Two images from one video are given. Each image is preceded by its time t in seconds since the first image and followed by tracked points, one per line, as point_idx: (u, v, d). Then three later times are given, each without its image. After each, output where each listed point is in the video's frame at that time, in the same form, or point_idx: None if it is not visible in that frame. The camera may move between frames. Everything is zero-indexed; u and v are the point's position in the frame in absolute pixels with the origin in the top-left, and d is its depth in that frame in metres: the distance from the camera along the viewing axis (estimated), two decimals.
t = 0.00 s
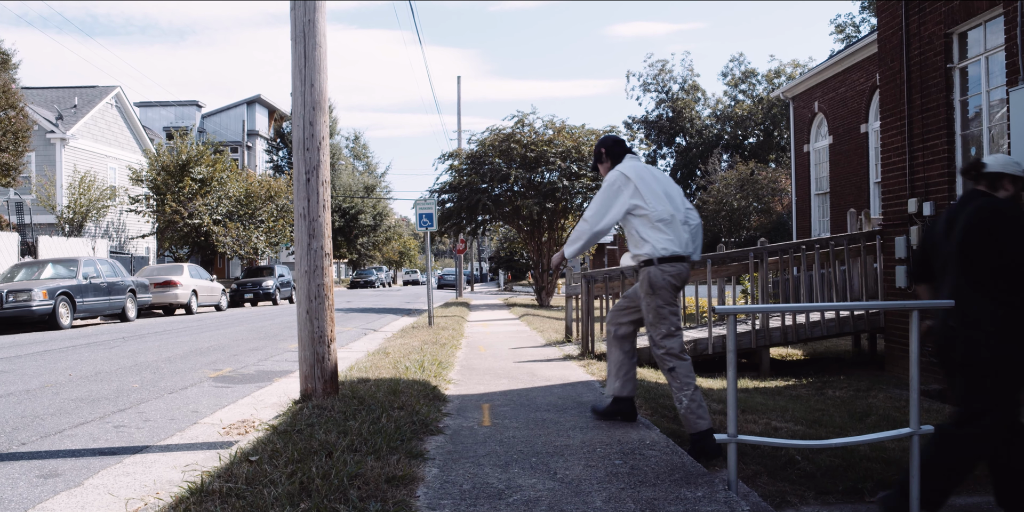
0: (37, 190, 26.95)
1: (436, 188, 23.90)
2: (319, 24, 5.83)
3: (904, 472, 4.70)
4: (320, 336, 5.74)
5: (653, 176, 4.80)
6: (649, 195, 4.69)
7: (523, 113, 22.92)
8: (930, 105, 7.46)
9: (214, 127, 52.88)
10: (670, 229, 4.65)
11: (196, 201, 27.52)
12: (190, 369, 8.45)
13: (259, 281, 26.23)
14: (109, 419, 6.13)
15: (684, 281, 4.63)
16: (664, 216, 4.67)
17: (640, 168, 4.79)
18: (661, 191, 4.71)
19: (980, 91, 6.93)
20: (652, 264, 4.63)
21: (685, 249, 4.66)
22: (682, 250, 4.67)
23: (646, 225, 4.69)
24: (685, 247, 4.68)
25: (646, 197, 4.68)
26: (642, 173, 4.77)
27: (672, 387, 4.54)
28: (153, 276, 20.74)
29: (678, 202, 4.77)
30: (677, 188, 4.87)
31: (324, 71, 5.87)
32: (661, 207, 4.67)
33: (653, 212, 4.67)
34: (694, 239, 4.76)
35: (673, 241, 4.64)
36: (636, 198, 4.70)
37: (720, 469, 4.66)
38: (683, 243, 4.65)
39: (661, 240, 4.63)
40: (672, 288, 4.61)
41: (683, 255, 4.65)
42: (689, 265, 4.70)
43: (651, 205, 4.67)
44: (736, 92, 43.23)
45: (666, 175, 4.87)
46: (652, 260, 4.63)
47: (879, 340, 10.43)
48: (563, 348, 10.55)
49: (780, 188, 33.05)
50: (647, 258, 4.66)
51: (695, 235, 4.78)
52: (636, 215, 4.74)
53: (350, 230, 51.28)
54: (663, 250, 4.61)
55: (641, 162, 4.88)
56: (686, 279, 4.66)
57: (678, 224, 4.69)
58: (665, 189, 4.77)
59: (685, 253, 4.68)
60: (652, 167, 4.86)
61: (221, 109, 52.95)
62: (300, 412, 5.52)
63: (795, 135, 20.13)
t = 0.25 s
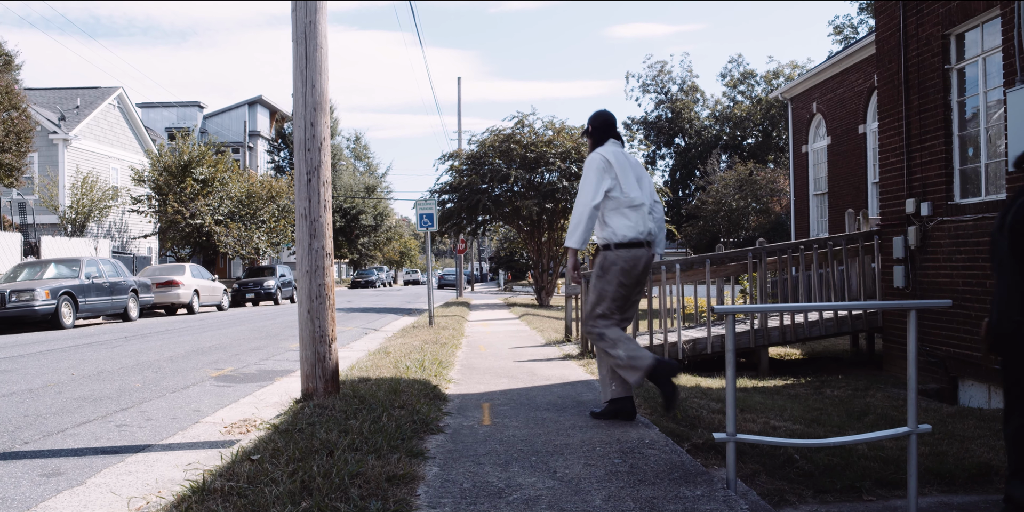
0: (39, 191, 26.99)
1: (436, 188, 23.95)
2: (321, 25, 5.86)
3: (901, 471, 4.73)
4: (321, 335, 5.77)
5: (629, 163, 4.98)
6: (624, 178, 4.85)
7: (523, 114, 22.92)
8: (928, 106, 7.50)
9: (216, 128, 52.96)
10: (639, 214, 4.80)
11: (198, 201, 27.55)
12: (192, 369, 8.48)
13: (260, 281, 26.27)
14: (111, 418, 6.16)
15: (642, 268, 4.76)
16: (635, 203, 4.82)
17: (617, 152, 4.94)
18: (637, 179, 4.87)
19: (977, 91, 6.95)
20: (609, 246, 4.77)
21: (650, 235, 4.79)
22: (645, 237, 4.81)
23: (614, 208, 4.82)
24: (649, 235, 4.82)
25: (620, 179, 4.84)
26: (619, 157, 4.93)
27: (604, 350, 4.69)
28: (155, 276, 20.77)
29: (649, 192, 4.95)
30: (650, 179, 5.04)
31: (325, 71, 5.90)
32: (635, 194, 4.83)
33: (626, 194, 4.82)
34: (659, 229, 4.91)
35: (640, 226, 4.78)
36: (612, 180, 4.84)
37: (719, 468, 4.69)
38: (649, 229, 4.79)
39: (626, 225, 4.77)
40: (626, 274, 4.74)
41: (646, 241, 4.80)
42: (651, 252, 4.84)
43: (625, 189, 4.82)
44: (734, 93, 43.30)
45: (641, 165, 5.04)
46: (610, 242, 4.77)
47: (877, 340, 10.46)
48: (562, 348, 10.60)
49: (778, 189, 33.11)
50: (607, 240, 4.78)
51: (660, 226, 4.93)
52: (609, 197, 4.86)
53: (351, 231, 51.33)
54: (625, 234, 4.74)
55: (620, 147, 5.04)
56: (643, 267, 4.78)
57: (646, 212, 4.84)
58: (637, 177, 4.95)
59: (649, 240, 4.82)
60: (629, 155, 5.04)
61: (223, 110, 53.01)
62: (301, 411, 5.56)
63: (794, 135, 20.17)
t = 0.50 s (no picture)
0: (42, 191, 27.02)
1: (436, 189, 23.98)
2: (322, 27, 5.89)
3: (899, 470, 4.76)
4: (322, 335, 5.81)
5: (606, 152, 5.34)
6: (597, 168, 5.22)
7: (523, 114, 22.89)
8: (925, 107, 7.52)
9: (217, 128, 53.06)
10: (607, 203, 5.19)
11: (200, 201, 27.58)
12: (194, 368, 8.52)
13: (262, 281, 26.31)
14: (113, 417, 6.19)
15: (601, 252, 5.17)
16: (605, 191, 5.20)
17: (594, 142, 5.32)
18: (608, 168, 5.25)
19: (975, 92, 6.97)
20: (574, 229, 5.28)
21: (613, 222, 5.20)
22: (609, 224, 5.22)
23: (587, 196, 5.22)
24: (614, 222, 5.22)
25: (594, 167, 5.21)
26: (595, 146, 5.31)
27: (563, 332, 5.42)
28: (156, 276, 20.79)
29: (622, 181, 5.31)
30: (627, 168, 5.38)
31: (326, 72, 5.94)
32: (605, 183, 5.20)
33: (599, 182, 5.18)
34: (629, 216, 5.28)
35: (605, 213, 5.20)
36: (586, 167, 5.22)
37: (717, 467, 4.73)
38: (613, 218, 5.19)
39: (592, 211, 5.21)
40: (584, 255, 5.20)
41: (610, 227, 5.21)
42: (617, 238, 5.23)
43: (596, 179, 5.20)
44: (733, 94, 43.32)
45: (618, 154, 5.39)
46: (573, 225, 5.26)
47: (875, 340, 10.50)
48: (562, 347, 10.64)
49: (777, 189, 33.15)
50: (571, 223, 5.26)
51: (632, 211, 5.32)
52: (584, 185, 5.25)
53: (351, 231, 51.39)
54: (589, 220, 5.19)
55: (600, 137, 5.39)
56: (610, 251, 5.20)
57: (614, 200, 5.23)
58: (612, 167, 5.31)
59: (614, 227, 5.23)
60: (608, 144, 5.39)
61: (224, 111, 53.06)
62: (303, 410, 5.59)
63: (792, 136, 20.19)
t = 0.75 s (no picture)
0: (44, 192, 27.06)
1: (436, 189, 24.03)
2: (322, 28, 5.92)
3: (897, 468, 4.78)
4: (323, 335, 5.84)
5: (578, 165, 5.50)
6: (561, 184, 5.42)
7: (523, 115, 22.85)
8: (923, 107, 7.55)
9: (219, 129, 53.17)
10: (575, 215, 5.35)
11: (201, 202, 27.61)
12: (195, 367, 8.55)
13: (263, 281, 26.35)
14: (116, 416, 6.23)
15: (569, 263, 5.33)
16: (569, 205, 5.37)
17: (564, 156, 5.52)
18: (573, 182, 5.41)
19: (972, 93, 7.00)
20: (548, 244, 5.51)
21: (581, 233, 5.33)
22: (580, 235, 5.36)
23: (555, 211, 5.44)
24: (584, 233, 5.35)
25: (560, 181, 5.43)
26: (565, 159, 5.50)
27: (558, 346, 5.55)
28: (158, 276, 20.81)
29: (594, 192, 5.43)
30: (602, 179, 5.49)
31: (327, 73, 5.97)
32: (569, 196, 5.38)
33: (563, 195, 5.38)
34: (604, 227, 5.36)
35: (570, 226, 5.35)
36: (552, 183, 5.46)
37: (716, 466, 4.75)
38: (580, 229, 5.33)
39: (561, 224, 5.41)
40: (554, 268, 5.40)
41: (576, 239, 5.35)
42: (587, 249, 5.35)
43: (560, 194, 5.40)
44: (732, 95, 43.32)
45: (593, 165, 5.51)
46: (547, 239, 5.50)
47: (873, 339, 10.54)
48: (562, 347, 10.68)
49: (775, 189, 33.21)
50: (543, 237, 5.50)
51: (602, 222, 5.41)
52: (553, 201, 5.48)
53: (352, 231, 51.42)
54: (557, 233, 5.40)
55: (574, 150, 5.56)
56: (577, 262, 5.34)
57: (583, 212, 5.38)
58: (584, 179, 5.46)
59: (584, 238, 5.36)
60: (581, 157, 5.54)
61: (225, 111, 53.12)
62: (304, 409, 5.62)
63: (791, 137, 20.20)
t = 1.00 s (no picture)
0: (47, 192, 27.08)
1: (436, 189, 24.09)
2: (323, 29, 5.94)
3: (894, 467, 4.81)
4: (324, 334, 5.87)
5: (559, 165, 5.79)
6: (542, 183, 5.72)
7: (523, 116, 22.84)
8: (921, 108, 7.58)
9: (221, 130, 53.28)
10: (558, 213, 5.63)
11: (203, 202, 27.65)
12: (197, 367, 8.58)
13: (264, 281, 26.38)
14: (118, 416, 6.26)
15: (554, 259, 5.57)
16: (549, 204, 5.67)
17: (546, 156, 5.79)
18: (553, 183, 5.71)
19: (969, 94, 7.03)
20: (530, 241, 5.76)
21: (564, 230, 5.60)
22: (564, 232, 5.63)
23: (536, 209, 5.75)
24: (567, 230, 5.63)
25: (542, 180, 5.70)
26: (547, 159, 5.78)
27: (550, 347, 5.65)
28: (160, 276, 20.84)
29: (575, 192, 5.73)
30: (582, 179, 5.79)
31: (328, 74, 6.00)
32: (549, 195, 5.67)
33: (546, 194, 5.65)
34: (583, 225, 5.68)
35: (551, 224, 5.64)
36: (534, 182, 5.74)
37: (714, 465, 4.78)
38: (563, 226, 5.60)
39: (544, 222, 5.68)
40: (540, 264, 5.63)
41: (558, 235, 5.62)
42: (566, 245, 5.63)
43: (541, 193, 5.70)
44: (730, 96, 43.35)
45: (573, 166, 5.80)
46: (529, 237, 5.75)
47: (870, 338, 10.57)
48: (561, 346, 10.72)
49: (774, 190, 33.24)
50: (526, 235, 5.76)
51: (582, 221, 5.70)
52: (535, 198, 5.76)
53: (353, 231, 51.45)
54: (541, 231, 5.67)
55: (555, 150, 5.84)
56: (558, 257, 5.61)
57: (565, 210, 5.66)
58: (564, 179, 5.76)
59: (567, 235, 5.64)
60: (563, 157, 5.83)
61: (227, 112, 53.21)
62: (305, 408, 5.65)
63: (789, 137, 20.22)
